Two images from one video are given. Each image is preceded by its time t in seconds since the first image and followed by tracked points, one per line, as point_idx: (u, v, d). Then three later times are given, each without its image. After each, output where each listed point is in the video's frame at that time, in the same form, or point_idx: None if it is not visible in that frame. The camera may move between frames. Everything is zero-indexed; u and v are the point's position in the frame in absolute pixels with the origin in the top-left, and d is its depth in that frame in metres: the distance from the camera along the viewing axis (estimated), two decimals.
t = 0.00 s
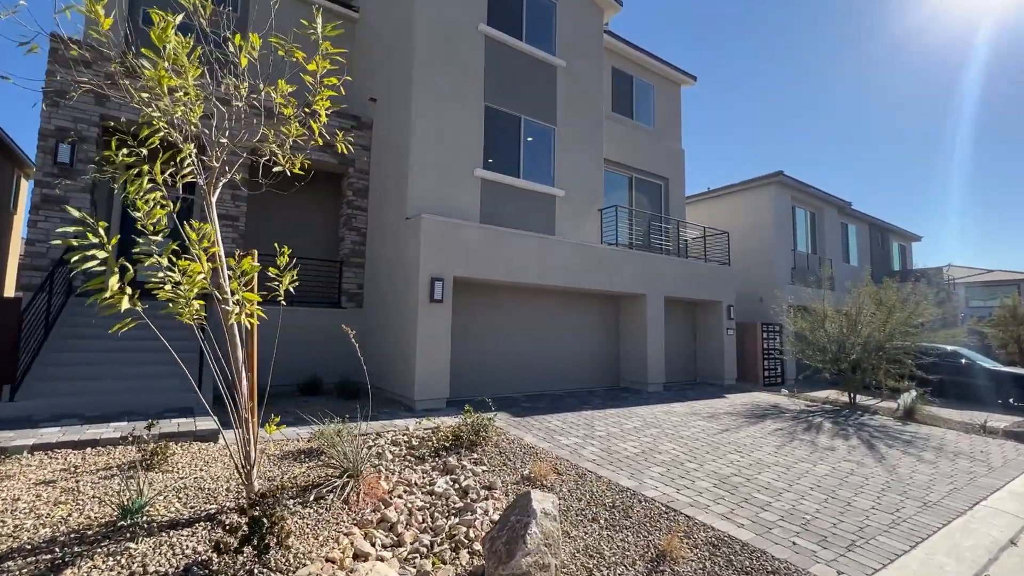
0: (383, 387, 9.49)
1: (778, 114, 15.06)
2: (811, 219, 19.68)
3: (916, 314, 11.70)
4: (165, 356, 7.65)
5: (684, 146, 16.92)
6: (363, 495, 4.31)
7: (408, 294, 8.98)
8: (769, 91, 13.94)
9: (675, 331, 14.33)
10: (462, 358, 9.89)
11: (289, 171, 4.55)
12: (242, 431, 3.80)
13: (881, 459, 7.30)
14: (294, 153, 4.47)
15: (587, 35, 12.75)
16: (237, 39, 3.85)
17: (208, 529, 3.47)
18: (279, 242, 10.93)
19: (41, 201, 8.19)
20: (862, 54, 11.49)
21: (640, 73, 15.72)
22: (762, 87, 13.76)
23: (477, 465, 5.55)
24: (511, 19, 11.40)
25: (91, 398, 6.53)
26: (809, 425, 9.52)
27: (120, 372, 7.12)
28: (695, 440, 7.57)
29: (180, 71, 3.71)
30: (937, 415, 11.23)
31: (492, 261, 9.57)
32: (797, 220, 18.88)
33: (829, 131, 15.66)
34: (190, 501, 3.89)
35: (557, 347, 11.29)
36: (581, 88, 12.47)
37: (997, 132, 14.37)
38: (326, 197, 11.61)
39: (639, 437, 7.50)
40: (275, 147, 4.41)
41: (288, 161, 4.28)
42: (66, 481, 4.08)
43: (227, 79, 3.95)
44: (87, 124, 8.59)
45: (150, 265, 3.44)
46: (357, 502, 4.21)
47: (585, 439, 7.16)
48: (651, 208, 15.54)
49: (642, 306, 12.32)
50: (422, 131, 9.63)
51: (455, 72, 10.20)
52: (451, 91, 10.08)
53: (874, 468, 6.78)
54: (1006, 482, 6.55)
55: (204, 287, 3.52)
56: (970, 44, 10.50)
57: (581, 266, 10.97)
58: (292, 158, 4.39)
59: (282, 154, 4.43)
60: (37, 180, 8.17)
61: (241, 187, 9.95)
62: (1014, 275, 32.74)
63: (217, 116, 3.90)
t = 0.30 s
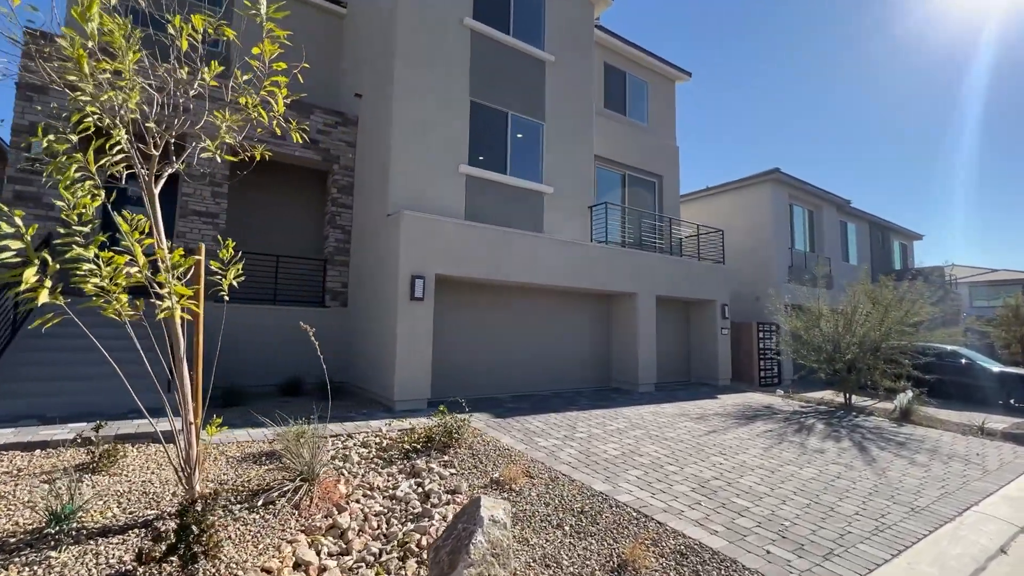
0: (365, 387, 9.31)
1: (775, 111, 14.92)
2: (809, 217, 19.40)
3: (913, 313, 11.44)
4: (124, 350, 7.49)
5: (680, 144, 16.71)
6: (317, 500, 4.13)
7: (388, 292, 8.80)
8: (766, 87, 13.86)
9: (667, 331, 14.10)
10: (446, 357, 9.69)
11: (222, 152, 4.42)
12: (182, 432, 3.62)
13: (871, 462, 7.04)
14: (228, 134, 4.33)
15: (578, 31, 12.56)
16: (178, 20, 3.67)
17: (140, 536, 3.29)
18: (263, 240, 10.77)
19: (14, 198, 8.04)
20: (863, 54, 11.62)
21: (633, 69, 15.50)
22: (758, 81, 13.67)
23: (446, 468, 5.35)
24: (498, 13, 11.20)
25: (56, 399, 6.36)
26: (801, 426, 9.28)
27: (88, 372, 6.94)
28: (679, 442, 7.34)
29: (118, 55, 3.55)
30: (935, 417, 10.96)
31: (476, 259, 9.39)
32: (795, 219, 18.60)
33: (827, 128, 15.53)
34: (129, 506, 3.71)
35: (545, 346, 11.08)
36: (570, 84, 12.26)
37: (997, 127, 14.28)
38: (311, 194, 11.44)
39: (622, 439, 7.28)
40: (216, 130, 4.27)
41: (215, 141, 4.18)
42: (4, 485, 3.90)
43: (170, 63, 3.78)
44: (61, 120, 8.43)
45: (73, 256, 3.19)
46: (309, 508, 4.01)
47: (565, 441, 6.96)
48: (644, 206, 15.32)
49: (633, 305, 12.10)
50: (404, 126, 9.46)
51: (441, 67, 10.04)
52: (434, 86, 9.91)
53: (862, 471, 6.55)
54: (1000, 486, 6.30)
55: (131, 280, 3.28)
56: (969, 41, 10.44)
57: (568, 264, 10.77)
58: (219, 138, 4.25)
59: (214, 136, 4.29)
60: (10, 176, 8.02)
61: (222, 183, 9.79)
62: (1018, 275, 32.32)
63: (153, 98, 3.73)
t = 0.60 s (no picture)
0: (345, 389, 9.18)
1: (769, 110, 14.79)
2: (805, 217, 19.22)
3: (907, 314, 11.24)
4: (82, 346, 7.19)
5: (673, 144, 16.57)
6: (268, 509, 3.99)
7: (368, 293, 8.67)
8: (759, 87, 13.77)
9: (659, 333, 13.93)
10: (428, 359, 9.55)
11: (138, 146, 4.14)
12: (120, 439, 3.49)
13: (857, 468, 6.86)
14: (150, 126, 4.10)
15: (566, 30, 12.43)
16: (116, 9, 3.55)
17: (70, 548, 3.16)
18: (245, 240, 10.65)
19: None
20: (862, 55, 11.55)
21: (625, 68, 15.37)
22: (751, 80, 13.56)
23: (412, 475, 5.20)
24: (484, 11, 11.08)
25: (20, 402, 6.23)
26: (790, 430, 9.10)
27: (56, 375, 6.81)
28: (660, 447, 7.17)
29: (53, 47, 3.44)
30: (929, 420, 10.75)
31: (457, 260, 9.26)
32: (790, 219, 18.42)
33: (822, 129, 15.41)
34: (67, 515, 3.57)
35: (531, 348, 10.95)
36: (558, 82, 12.14)
37: (995, 126, 14.14)
38: (296, 194, 11.32)
39: (602, 443, 7.12)
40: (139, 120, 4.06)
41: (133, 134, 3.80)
42: None
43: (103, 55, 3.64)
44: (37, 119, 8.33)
45: None
46: (258, 517, 3.87)
47: (542, 445, 6.80)
48: (636, 206, 15.16)
49: (622, 306, 11.94)
50: (386, 125, 9.35)
51: (424, 66, 9.93)
52: (417, 84, 9.79)
53: (846, 477, 6.36)
54: (988, 493, 6.11)
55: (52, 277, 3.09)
56: (964, 40, 10.32)
57: (554, 264, 10.63)
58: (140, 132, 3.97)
59: (132, 129, 3.98)
60: None
61: (202, 183, 9.69)
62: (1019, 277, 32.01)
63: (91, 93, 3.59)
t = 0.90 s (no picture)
0: (326, 392, 8.97)
1: (764, 109, 14.58)
2: (802, 218, 18.96)
3: (905, 316, 10.97)
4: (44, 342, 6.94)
5: (667, 144, 16.35)
6: (214, 519, 3.76)
7: (348, 294, 8.45)
8: (753, 86, 13.56)
9: (651, 335, 13.68)
10: (410, 362, 9.33)
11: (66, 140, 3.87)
12: (49, 445, 3.28)
13: (849, 474, 6.59)
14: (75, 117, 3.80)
15: (556, 27, 12.24)
16: None
17: None
18: (227, 240, 10.46)
19: None
20: (867, 56, 11.42)
21: (617, 67, 15.17)
22: (745, 78, 13.35)
23: (377, 482, 4.97)
24: (471, 7, 10.90)
25: None
26: (781, 434, 8.84)
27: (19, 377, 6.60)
28: (644, 452, 6.93)
29: None
30: (926, 424, 10.47)
31: (441, 259, 9.04)
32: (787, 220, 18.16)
33: (818, 129, 15.19)
34: None
35: (517, 351, 10.72)
36: (547, 79, 11.93)
37: (995, 123, 13.94)
38: (280, 193, 11.14)
39: (584, 448, 6.88)
40: (61, 108, 3.80)
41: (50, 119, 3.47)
42: None
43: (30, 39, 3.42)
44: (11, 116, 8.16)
45: None
46: (200, 528, 3.65)
47: (521, 450, 6.56)
48: (629, 206, 14.94)
49: (612, 307, 11.71)
50: (368, 121, 9.14)
51: (407, 62, 9.74)
52: (400, 80, 9.60)
53: (836, 484, 6.11)
54: (984, 501, 5.85)
55: None
56: (959, 37, 10.09)
57: (541, 264, 10.40)
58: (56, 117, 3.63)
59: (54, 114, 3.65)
60: None
61: (181, 182, 9.50)
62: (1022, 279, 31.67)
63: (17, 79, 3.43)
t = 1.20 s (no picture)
0: (308, 396, 8.77)
1: (760, 107, 14.35)
2: (800, 218, 18.69)
3: (905, 319, 10.67)
4: (15, 344, 6.78)
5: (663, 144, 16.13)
6: (156, 535, 3.54)
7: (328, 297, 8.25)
8: (749, 83, 13.36)
9: (645, 338, 13.45)
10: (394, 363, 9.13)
11: None
12: None
13: (843, 483, 6.32)
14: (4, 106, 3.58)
15: (547, 24, 12.04)
16: None
17: None
18: (210, 241, 10.29)
19: None
20: (869, 53, 11.22)
21: (611, 66, 14.95)
22: (741, 76, 13.14)
23: (343, 493, 4.75)
24: (459, 5, 10.71)
25: None
26: (775, 440, 8.57)
27: None
28: (630, 459, 6.69)
29: None
30: (925, 430, 10.18)
31: (424, 260, 8.83)
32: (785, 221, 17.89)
33: (816, 127, 14.95)
34: None
35: (505, 352, 10.51)
36: (538, 78, 11.72)
37: (997, 122, 13.73)
38: (265, 193, 10.96)
39: (567, 455, 6.63)
40: None
41: None
42: None
43: None
44: None
45: None
46: (139, 545, 3.42)
47: (501, 457, 6.33)
48: (623, 207, 14.70)
49: (604, 309, 11.47)
50: (351, 120, 8.95)
51: (391, 59, 9.55)
52: (385, 78, 9.42)
53: (827, 493, 5.85)
54: (983, 513, 5.57)
55: None
56: (959, 34, 9.84)
57: (530, 265, 10.18)
58: None
59: None
60: None
61: (162, 182, 9.31)
62: None
63: None
